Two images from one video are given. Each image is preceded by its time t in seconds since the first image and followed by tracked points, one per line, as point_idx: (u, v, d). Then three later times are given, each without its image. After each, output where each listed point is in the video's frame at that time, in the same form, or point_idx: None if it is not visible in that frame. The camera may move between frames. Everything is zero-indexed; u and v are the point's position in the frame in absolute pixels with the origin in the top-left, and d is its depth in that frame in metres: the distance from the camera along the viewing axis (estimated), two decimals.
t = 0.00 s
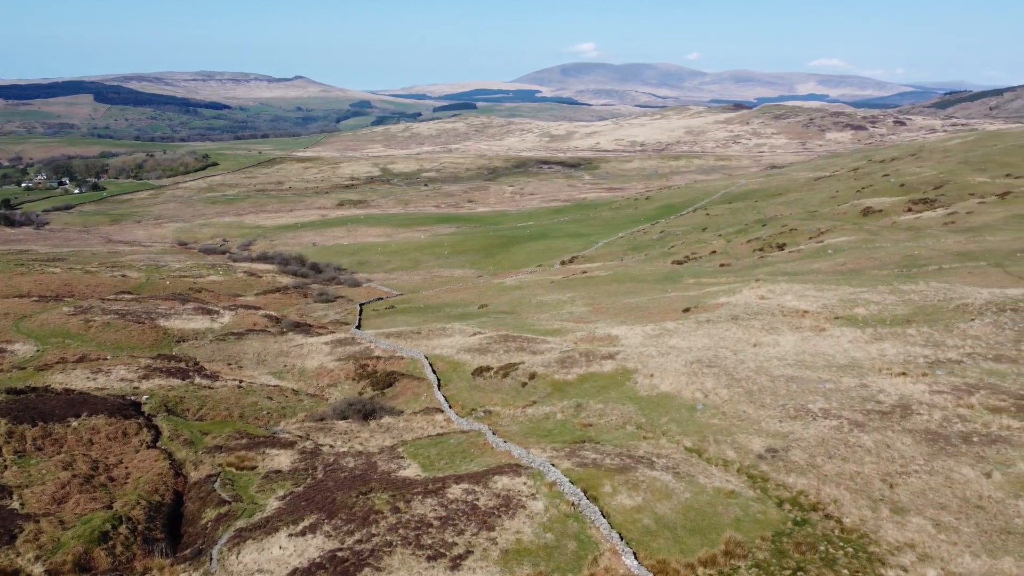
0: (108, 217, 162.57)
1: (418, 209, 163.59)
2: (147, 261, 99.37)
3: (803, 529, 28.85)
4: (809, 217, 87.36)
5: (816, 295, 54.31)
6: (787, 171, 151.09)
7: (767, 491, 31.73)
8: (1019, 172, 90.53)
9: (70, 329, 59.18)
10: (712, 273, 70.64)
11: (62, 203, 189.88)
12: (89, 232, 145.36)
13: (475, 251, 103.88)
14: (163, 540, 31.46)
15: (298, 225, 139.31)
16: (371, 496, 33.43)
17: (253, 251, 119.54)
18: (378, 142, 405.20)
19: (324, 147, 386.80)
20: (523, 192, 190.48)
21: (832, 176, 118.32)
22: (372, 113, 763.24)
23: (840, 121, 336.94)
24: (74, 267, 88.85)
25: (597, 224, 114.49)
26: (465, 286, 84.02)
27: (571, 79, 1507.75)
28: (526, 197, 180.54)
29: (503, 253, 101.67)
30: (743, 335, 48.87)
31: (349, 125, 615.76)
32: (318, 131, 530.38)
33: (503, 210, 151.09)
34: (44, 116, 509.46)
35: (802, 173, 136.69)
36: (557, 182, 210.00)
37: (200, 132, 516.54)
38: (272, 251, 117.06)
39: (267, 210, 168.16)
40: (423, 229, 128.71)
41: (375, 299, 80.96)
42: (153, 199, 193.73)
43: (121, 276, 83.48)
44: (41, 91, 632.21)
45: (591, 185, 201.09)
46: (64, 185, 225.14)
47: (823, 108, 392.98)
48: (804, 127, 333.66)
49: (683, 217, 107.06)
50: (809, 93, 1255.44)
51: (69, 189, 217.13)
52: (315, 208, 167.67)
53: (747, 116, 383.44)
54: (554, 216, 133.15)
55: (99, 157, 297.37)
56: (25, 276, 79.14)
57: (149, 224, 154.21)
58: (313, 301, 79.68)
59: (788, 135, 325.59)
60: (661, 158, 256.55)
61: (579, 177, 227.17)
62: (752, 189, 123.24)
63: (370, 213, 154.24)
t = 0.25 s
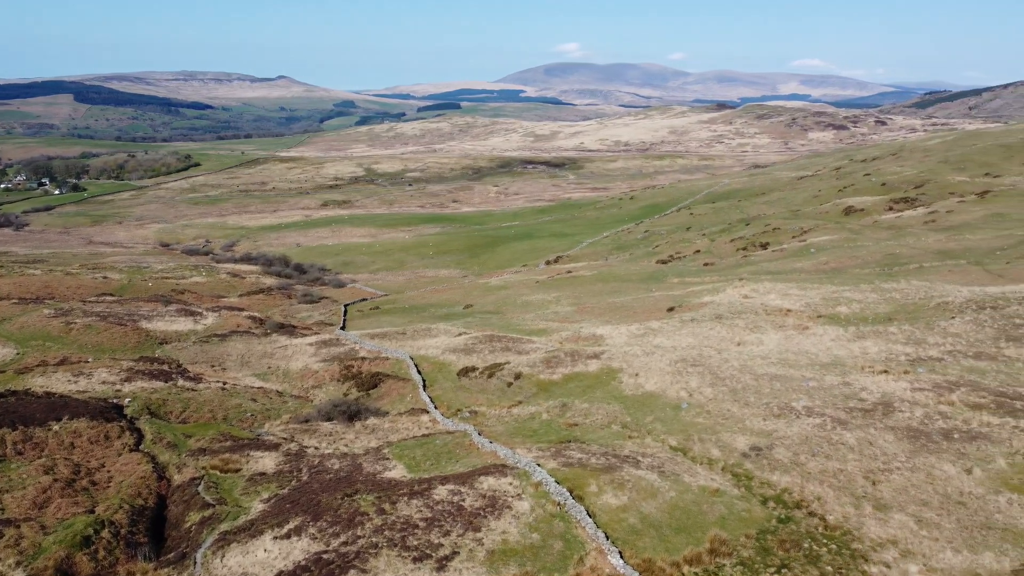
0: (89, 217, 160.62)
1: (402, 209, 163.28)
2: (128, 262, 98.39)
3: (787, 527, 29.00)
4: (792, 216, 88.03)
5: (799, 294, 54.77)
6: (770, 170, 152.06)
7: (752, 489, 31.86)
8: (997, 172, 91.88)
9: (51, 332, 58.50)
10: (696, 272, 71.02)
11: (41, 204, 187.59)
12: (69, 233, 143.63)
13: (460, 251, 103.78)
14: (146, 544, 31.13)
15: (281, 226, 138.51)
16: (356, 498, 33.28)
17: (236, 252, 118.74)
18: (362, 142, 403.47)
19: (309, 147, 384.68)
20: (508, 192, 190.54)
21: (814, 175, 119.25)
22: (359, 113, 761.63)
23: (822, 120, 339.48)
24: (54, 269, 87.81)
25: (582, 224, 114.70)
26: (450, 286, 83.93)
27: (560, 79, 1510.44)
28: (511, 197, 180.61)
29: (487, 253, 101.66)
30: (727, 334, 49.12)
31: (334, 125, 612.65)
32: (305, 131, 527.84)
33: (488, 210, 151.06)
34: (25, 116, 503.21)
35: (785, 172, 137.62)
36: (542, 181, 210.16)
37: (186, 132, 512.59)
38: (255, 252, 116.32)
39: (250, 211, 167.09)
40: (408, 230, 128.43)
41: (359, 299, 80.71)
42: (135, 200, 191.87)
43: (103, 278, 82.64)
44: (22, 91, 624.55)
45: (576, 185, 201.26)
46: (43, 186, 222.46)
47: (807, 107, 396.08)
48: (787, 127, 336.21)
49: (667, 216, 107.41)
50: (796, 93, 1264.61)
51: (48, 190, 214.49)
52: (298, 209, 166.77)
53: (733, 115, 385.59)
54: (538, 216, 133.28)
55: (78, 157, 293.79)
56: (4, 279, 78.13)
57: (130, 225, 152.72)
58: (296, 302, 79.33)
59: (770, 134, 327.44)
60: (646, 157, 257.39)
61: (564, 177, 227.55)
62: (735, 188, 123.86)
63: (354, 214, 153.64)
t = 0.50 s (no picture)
0: (72, 218, 158.91)
1: (389, 209, 162.96)
2: (112, 264, 97.54)
3: (773, 524, 29.11)
4: (777, 216, 88.59)
5: (784, 293, 55.16)
6: (755, 169, 152.88)
7: (738, 487, 31.97)
8: (978, 171, 92.93)
9: (33, 334, 57.87)
10: (683, 271, 71.38)
11: (22, 205, 185.42)
12: (52, 234, 142.06)
13: (447, 251, 103.69)
14: (131, 547, 30.88)
15: (267, 226, 137.75)
16: (344, 500, 33.15)
17: (221, 253, 118.00)
18: (348, 143, 402.11)
19: (294, 147, 382.64)
20: (494, 192, 190.57)
21: (798, 175, 120.08)
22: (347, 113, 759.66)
23: (807, 120, 341.56)
24: (36, 271, 86.85)
25: (568, 224, 114.89)
26: (437, 286, 83.85)
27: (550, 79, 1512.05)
28: (498, 197, 180.64)
29: (474, 253, 101.63)
30: (713, 333, 49.33)
31: (323, 125, 610.59)
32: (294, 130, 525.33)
33: (474, 210, 151.01)
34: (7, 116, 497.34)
35: (770, 172, 138.49)
36: (529, 181, 210.11)
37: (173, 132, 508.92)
38: (241, 252, 115.63)
39: (235, 211, 166.05)
40: (394, 230, 128.17)
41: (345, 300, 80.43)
42: (119, 201, 190.18)
43: (86, 280, 81.86)
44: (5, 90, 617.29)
45: (562, 185, 201.39)
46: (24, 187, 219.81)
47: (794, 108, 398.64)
48: (771, 126, 338.20)
49: (652, 216, 107.72)
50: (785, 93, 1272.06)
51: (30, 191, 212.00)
52: (284, 209, 165.98)
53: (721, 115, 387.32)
54: (525, 215, 133.41)
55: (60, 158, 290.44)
56: None
57: (114, 226, 151.26)
58: (282, 302, 78.98)
59: (755, 134, 329.18)
60: (632, 157, 257.91)
61: (551, 176, 227.73)
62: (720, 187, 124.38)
63: (339, 214, 153.08)
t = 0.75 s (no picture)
0: (52, 220, 156.90)
1: (373, 209, 162.66)
2: (93, 265, 96.48)
3: (758, 522, 29.24)
4: (760, 215, 89.20)
5: (767, 292, 55.56)
6: (739, 168, 153.82)
7: (723, 486, 32.08)
8: (957, 170, 94.13)
9: (13, 336, 57.11)
10: (667, 271, 71.74)
11: None
12: (31, 236, 140.25)
13: (432, 251, 103.58)
14: (114, 552, 30.52)
15: (250, 227, 136.82)
16: (329, 502, 32.96)
17: (204, 254, 117.14)
18: (332, 143, 400.40)
19: (277, 147, 380.32)
20: (479, 192, 190.50)
21: (780, 174, 121.02)
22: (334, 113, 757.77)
23: (790, 120, 344.30)
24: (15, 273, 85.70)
25: (553, 223, 115.13)
26: (422, 286, 83.74)
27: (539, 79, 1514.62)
28: (482, 197, 180.64)
29: (459, 253, 101.57)
30: (698, 332, 49.53)
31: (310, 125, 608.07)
32: (279, 130, 522.06)
33: (459, 210, 150.91)
34: None
35: (754, 171, 139.35)
36: (514, 181, 210.06)
37: (158, 132, 504.43)
38: (224, 254, 114.85)
39: (218, 212, 164.84)
40: (379, 230, 127.89)
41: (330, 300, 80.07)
42: (101, 202, 188.09)
43: (67, 282, 80.90)
44: None
45: (546, 185, 201.59)
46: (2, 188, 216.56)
47: (779, 108, 401.72)
48: (754, 126, 340.55)
49: (636, 215, 108.13)
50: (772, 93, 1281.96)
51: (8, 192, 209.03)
52: (268, 209, 164.99)
53: (706, 114, 389.46)
54: (509, 215, 133.57)
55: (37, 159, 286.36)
56: None
57: (94, 227, 149.56)
58: (266, 304, 78.53)
59: (738, 134, 331.27)
60: (617, 157, 258.53)
61: (537, 176, 227.87)
62: (703, 187, 125.03)
63: (323, 214, 152.43)
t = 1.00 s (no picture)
0: (34, 221, 155.25)
1: (359, 209, 162.32)
2: (76, 267, 95.58)
3: (744, 521, 29.33)
4: (745, 214, 89.74)
5: (753, 291, 55.91)
6: (724, 168, 154.66)
7: (709, 484, 32.16)
8: (939, 170, 95.14)
9: None
10: (654, 270, 72.02)
11: None
12: (13, 237, 138.70)
13: (419, 251, 103.45)
14: (99, 556, 30.21)
15: (236, 228, 136.02)
16: (316, 504, 32.79)
17: (188, 255, 116.42)
18: (317, 143, 398.92)
19: (262, 147, 378.35)
20: (465, 192, 190.43)
21: (766, 174, 121.83)
22: (322, 113, 755.68)
23: (773, 120, 347.23)
24: None
25: (540, 223, 115.28)
26: (408, 286, 83.58)
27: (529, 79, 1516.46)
28: (469, 197, 180.62)
29: (446, 253, 101.52)
30: (684, 331, 49.70)
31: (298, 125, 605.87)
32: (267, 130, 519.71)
33: (446, 210, 150.81)
34: None
35: (739, 170, 140.12)
36: (500, 181, 210.01)
37: (145, 133, 500.66)
38: (209, 254, 114.19)
39: (203, 213, 163.86)
40: (365, 230, 127.59)
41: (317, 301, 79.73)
42: (86, 203, 186.37)
43: (49, 283, 80.09)
44: None
45: (532, 185, 201.82)
46: None
47: (766, 108, 404.22)
48: (739, 126, 342.84)
49: (623, 215, 108.51)
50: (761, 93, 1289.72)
51: None
52: (254, 210, 164.11)
53: (694, 114, 391.09)
54: (496, 215, 133.68)
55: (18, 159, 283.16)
56: None
57: (78, 228, 148.21)
58: (252, 305, 78.11)
59: (723, 134, 333.24)
60: (603, 157, 259.19)
61: (525, 176, 228.13)
62: (689, 186, 125.59)
63: (308, 215, 151.91)
